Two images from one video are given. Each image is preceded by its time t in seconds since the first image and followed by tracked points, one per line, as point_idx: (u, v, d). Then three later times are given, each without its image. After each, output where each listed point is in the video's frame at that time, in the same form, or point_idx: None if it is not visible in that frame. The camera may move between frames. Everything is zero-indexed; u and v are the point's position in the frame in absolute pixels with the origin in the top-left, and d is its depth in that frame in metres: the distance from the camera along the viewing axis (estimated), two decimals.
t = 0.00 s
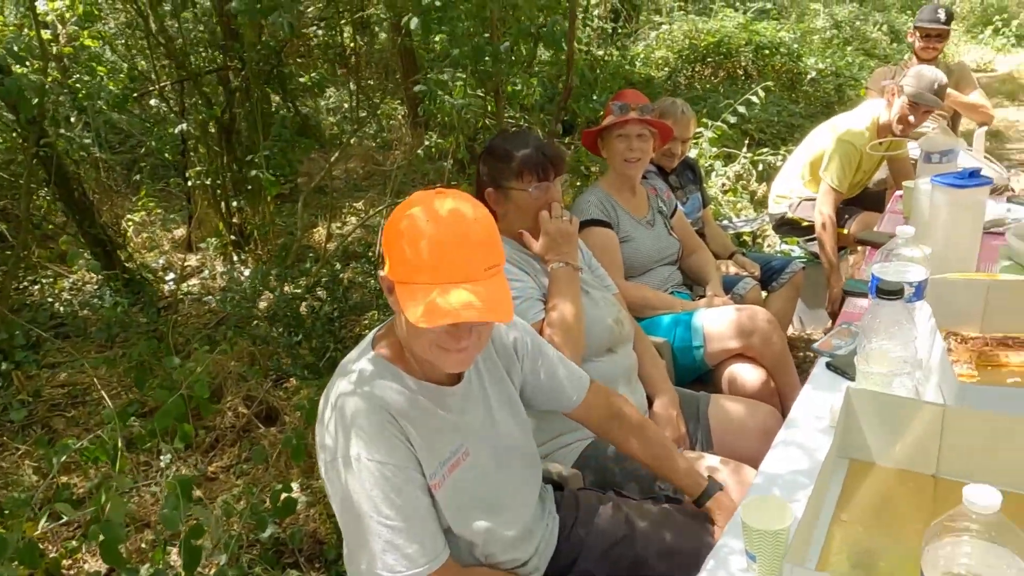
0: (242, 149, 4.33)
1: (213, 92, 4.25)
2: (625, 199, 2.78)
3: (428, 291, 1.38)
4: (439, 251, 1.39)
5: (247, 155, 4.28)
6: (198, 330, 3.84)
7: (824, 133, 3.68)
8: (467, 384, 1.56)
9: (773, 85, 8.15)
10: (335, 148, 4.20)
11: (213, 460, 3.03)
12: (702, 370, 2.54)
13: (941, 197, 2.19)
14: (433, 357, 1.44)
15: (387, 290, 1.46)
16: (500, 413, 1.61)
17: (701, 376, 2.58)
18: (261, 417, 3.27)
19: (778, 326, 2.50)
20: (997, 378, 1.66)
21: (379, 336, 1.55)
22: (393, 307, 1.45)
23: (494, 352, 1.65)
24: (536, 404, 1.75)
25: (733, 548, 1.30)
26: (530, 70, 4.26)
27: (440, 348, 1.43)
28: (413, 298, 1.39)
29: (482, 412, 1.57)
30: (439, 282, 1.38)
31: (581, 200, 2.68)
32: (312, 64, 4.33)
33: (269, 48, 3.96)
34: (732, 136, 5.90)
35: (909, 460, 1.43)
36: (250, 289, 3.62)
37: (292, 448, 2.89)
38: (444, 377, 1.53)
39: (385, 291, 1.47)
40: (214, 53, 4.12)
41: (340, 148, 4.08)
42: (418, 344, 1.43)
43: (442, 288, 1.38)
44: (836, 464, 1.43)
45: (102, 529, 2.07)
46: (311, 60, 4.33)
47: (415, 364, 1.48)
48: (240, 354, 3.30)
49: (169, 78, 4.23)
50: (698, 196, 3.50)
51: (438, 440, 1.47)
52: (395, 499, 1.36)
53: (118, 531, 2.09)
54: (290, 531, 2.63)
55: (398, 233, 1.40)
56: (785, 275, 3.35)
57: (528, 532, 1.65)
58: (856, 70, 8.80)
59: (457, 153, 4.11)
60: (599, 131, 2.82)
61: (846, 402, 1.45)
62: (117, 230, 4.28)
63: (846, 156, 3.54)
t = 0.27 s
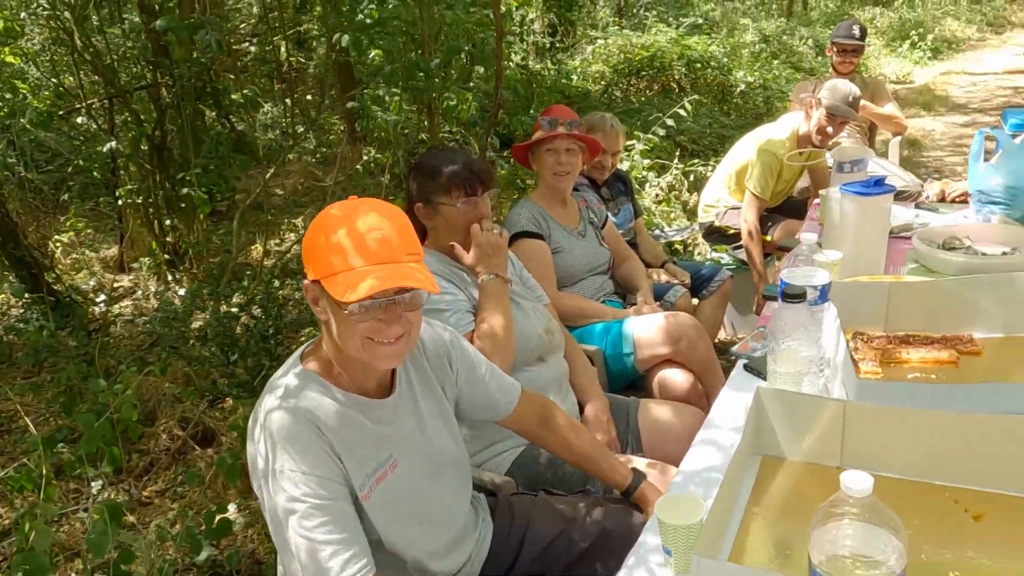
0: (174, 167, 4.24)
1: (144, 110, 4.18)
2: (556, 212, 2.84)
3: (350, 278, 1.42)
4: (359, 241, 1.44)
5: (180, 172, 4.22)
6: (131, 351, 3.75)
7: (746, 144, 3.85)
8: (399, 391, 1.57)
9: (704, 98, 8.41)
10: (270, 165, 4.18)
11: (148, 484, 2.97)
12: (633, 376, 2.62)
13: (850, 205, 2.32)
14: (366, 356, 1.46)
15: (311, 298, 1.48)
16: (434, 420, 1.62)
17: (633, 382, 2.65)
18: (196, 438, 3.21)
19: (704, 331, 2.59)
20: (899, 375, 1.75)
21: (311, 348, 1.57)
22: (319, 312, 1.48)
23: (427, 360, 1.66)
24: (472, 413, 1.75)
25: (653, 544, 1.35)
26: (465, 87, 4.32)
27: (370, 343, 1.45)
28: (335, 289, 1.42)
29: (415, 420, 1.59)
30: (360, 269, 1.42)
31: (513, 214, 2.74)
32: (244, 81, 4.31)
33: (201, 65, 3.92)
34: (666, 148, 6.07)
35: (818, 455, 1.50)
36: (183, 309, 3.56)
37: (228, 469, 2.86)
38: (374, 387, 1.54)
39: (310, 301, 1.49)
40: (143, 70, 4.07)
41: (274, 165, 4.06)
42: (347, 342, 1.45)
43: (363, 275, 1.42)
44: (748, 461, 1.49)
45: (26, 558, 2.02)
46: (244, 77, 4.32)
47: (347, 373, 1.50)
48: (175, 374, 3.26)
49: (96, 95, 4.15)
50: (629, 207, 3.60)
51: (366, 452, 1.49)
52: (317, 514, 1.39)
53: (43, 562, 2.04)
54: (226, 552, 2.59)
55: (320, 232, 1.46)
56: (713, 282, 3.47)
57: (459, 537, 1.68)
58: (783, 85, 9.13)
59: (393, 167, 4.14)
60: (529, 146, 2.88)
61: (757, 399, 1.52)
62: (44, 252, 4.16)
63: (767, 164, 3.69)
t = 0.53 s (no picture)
0: (104, 185, 4.17)
1: (71, 128, 4.10)
2: (488, 225, 2.91)
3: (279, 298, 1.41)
4: (278, 258, 1.43)
5: (110, 191, 4.15)
6: (60, 374, 3.66)
7: (672, 157, 4.01)
8: (327, 407, 1.58)
9: (639, 113, 8.63)
10: (204, 183, 4.14)
11: (79, 509, 2.90)
12: (565, 383, 2.70)
13: (763, 214, 2.45)
14: (301, 374, 1.46)
15: (233, 330, 1.44)
16: (363, 433, 1.64)
17: (565, 389, 2.73)
18: (130, 461, 3.13)
19: (632, 338, 2.69)
20: (806, 372, 1.85)
21: (231, 375, 1.54)
22: (245, 341, 1.44)
23: (349, 375, 1.69)
24: (392, 423, 1.81)
25: (572, 540, 1.41)
26: (400, 103, 4.37)
27: (307, 359, 1.46)
28: (267, 313, 1.40)
29: (344, 433, 1.60)
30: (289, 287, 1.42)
31: (445, 228, 2.79)
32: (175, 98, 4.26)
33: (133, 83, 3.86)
34: (601, 161, 6.22)
35: (727, 448, 1.57)
36: (115, 329, 3.50)
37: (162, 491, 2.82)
38: (305, 408, 1.54)
39: (229, 332, 1.45)
40: (70, 88, 4.00)
41: (208, 182, 4.03)
42: (281, 364, 1.45)
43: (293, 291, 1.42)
44: (663, 458, 1.55)
45: None
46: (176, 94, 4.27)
47: (278, 395, 1.48)
48: (107, 396, 3.20)
49: (21, 113, 4.05)
50: (562, 220, 3.69)
51: (307, 472, 1.49)
52: (269, 541, 1.38)
53: None
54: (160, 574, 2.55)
55: (233, 259, 1.42)
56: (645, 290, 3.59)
57: (392, 542, 1.71)
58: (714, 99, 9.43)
59: (330, 183, 4.15)
60: (460, 161, 2.94)
61: (670, 398, 1.58)
62: None
63: (693, 176, 3.85)
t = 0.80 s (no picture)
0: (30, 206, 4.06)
1: None
2: (423, 239, 2.96)
3: (220, 325, 1.43)
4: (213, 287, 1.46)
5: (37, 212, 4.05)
6: None
7: (604, 169, 4.14)
8: (260, 436, 1.60)
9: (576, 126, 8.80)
10: (136, 201, 4.08)
11: (9, 539, 2.83)
12: (502, 392, 2.77)
13: (685, 225, 2.57)
14: (247, 401, 1.49)
15: (172, 366, 1.43)
16: (298, 455, 1.68)
17: (503, 398, 2.80)
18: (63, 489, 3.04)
19: (566, 347, 2.77)
20: (724, 373, 1.96)
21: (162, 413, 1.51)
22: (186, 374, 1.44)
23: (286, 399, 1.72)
24: (331, 437, 1.85)
25: (503, 543, 1.47)
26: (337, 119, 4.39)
27: (253, 385, 1.49)
28: (209, 340, 1.42)
29: (279, 458, 1.64)
30: (228, 314, 1.44)
31: (381, 243, 2.84)
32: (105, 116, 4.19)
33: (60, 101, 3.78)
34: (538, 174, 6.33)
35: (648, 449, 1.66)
36: (45, 353, 3.42)
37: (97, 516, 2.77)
38: (243, 439, 1.56)
39: (167, 369, 1.44)
40: None
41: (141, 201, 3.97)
42: (227, 392, 1.47)
43: (234, 317, 1.44)
44: (589, 461, 1.63)
45: None
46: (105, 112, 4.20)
47: (218, 424, 1.50)
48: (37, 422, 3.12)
49: None
50: (498, 233, 3.77)
51: (250, 499, 1.51)
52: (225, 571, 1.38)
53: None
54: None
55: (166, 292, 1.43)
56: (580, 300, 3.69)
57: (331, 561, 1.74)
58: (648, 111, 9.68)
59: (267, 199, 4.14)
60: (395, 177, 2.99)
61: (594, 402, 1.66)
62: None
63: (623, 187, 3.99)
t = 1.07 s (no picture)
0: None
1: None
2: (350, 250, 3.01)
3: (144, 334, 1.46)
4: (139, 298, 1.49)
5: None
6: None
7: (526, 175, 4.27)
8: (196, 448, 1.64)
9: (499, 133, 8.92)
10: (50, 220, 3.97)
11: None
12: (433, 396, 2.84)
13: (602, 228, 2.70)
14: (180, 409, 1.53)
15: (103, 379, 1.47)
16: (236, 464, 1.72)
17: (434, 401, 2.87)
18: None
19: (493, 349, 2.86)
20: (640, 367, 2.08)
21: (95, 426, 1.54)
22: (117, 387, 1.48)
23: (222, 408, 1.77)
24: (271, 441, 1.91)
25: (436, 536, 1.55)
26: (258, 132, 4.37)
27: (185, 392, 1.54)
28: (135, 349, 1.45)
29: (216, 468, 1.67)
30: (152, 323, 1.47)
31: (307, 255, 2.87)
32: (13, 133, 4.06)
33: None
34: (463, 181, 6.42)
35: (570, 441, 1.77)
36: None
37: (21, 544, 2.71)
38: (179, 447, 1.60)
39: (97, 383, 1.47)
40: None
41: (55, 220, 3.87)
42: (158, 400, 1.51)
43: (158, 326, 1.48)
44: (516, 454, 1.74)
45: None
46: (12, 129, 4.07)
47: (152, 434, 1.54)
48: None
49: None
50: (425, 240, 3.83)
51: (188, 508, 1.54)
52: None
53: None
54: None
55: (93, 307, 1.46)
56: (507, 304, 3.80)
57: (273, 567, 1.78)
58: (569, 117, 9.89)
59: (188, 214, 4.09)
60: (319, 189, 3.02)
61: (519, 399, 1.76)
62: None
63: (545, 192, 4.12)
